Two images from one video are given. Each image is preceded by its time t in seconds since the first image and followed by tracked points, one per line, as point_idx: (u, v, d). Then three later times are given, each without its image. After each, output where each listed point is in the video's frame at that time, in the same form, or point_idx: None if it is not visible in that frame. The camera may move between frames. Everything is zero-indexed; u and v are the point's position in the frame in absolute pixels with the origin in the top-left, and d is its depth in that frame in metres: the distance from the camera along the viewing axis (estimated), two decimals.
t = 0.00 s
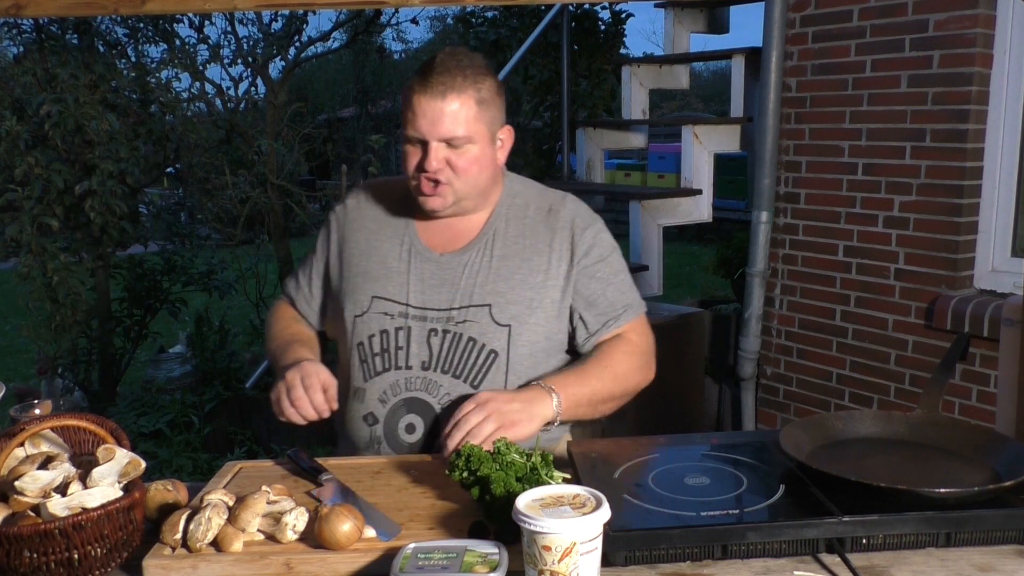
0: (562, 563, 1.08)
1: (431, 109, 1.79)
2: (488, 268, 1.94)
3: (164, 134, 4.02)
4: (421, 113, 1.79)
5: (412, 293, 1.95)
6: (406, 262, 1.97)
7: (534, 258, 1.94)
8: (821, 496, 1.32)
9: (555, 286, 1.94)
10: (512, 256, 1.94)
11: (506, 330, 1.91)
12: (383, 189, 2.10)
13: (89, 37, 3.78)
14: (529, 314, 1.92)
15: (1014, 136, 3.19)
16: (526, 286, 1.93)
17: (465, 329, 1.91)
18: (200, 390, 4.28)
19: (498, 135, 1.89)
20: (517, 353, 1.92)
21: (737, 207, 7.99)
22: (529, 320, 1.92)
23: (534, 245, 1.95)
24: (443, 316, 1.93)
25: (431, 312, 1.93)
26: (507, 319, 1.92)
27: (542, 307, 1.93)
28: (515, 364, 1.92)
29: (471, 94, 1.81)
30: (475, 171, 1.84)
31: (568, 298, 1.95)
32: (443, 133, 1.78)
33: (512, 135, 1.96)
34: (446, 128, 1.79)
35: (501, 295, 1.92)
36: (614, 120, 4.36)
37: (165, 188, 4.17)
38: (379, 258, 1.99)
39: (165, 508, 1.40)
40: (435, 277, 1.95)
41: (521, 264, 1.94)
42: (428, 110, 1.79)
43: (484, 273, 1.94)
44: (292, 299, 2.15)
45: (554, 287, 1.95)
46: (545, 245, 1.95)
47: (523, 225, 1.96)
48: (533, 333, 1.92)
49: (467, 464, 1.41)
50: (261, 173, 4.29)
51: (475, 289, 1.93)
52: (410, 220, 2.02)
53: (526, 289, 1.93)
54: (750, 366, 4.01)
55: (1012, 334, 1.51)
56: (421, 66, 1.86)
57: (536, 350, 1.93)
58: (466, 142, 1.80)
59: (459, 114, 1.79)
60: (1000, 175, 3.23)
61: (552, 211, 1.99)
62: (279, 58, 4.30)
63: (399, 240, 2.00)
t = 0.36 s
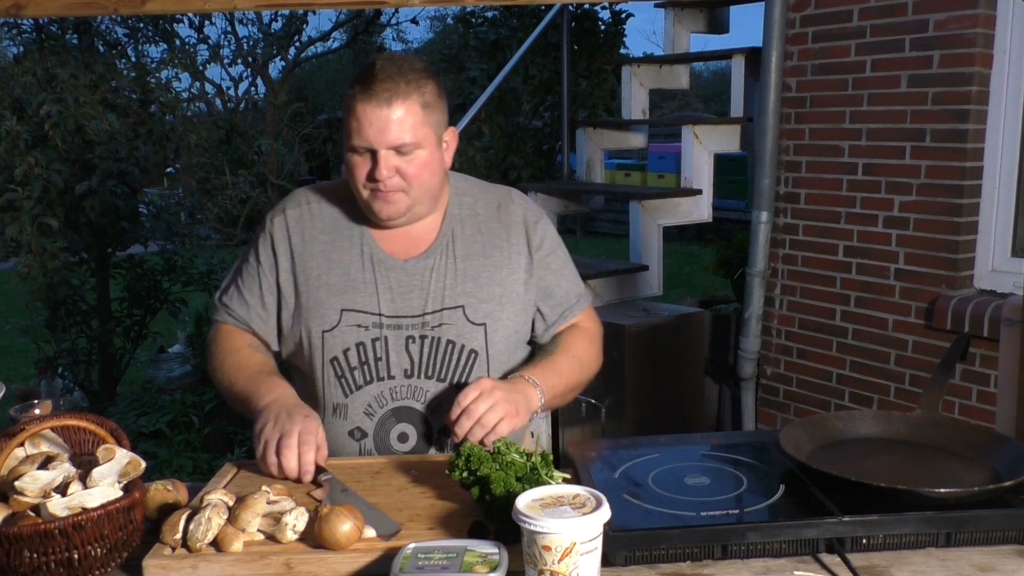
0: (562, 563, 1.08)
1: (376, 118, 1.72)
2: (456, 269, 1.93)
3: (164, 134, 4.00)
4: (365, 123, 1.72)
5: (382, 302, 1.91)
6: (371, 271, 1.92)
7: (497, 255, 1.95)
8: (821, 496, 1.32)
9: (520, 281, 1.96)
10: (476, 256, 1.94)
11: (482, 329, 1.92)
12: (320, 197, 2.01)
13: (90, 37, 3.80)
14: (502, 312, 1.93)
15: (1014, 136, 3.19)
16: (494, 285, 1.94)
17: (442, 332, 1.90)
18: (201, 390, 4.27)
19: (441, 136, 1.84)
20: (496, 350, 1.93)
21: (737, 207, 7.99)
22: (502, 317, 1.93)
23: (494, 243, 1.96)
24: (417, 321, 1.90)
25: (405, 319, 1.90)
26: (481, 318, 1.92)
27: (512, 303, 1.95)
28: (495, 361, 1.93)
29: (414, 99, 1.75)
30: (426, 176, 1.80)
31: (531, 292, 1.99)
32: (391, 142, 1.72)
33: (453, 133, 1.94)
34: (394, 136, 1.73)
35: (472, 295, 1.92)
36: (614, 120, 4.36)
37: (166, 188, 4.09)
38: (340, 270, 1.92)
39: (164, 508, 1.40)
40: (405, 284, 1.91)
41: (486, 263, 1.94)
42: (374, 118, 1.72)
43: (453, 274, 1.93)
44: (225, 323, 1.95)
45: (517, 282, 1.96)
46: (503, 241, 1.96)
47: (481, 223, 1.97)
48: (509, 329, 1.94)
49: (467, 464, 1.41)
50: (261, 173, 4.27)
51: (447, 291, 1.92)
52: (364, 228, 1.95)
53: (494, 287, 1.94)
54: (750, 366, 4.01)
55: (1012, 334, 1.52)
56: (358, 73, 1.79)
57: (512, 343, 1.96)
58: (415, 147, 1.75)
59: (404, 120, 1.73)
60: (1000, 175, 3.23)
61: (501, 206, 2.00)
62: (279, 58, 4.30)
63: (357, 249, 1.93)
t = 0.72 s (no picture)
0: (562, 564, 1.08)
1: (355, 115, 1.73)
2: (438, 266, 1.91)
3: (164, 134, 4.00)
4: (346, 121, 1.73)
5: (367, 302, 1.92)
6: (356, 271, 1.93)
7: (479, 249, 1.93)
8: (821, 496, 1.32)
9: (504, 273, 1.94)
10: (460, 250, 1.92)
11: (465, 324, 1.91)
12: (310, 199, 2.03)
13: (90, 37, 3.81)
14: (485, 306, 1.92)
15: (1014, 136, 3.18)
16: (477, 279, 1.92)
17: (426, 330, 1.91)
18: (201, 390, 4.28)
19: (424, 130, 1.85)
20: (480, 345, 1.92)
21: (737, 207, 7.99)
22: (486, 311, 1.92)
23: (477, 236, 1.93)
24: (401, 320, 1.91)
25: (389, 318, 1.91)
26: (463, 313, 1.91)
27: (495, 297, 1.93)
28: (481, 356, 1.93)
29: (393, 94, 1.75)
30: (412, 170, 1.80)
31: (516, 282, 1.94)
32: (373, 138, 1.73)
33: (436, 128, 1.94)
34: (375, 132, 1.73)
35: (455, 291, 1.91)
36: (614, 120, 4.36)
37: (165, 188, 4.10)
38: (326, 271, 1.94)
39: (164, 508, 1.40)
40: (388, 283, 1.91)
41: (468, 258, 1.92)
42: (354, 117, 1.73)
43: (435, 270, 1.91)
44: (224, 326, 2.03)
45: (501, 275, 1.94)
46: (487, 233, 1.94)
47: (465, 216, 1.94)
48: (493, 323, 1.93)
49: (467, 464, 1.41)
50: (261, 173, 4.24)
51: (429, 288, 1.91)
52: (351, 228, 1.96)
53: (477, 281, 1.92)
54: (750, 366, 4.02)
55: (1012, 334, 1.50)
56: (335, 74, 1.79)
57: (498, 336, 1.94)
58: (397, 142, 1.76)
59: (385, 115, 1.74)
60: (999, 175, 3.23)
61: (488, 197, 1.97)
62: (279, 58, 4.29)
63: (342, 250, 1.94)
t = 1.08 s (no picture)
0: (562, 563, 1.08)
1: (376, 113, 1.73)
2: (421, 270, 1.86)
3: (164, 134, 4.00)
4: (368, 118, 1.74)
5: (364, 301, 1.95)
6: (358, 269, 1.97)
7: (461, 254, 1.84)
8: (821, 496, 1.32)
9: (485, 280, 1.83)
10: (444, 255, 1.85)
11: (440, 332, 1.85)
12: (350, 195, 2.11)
13: (90, 38, 3.82)
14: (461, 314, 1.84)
15: (1014, 136, 3.19)
16: (455, 286, 1.83)
17: (408, 335, 1.88)
18: (201, 390, 4.28)
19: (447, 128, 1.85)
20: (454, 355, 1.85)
21: (737, 207, 7.99)
22: (462, 320, 1.84)
23: (463, 240, 1.85)
24: (390, 322, 1.91)
25: (380, 319, 1.92)
26: (438, 320, 1.84)
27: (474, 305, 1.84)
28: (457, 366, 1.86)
29: (415, 92, 1.75)
30: (432, 169, 1.81)
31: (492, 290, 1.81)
32: (394, 136, 1.74)
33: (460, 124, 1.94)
34: (396, 129, 1.74)
35: (432, 298, 1.84)
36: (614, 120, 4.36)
37: (166, 188, 4.09)
38: (336, 268, 2.00)
39: (164, 508, 1.40)
40: (383, 283, 1.92)
41: (450, 262, 1.84)
42: (375, 113, 1.73)
43: (418, 275, 1.87)
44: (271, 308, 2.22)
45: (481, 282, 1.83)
46: (472, 237, 1.84)
47: (460, 218, 1.87)
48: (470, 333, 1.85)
49: (467, 464, 1.41)
50: (261, 173, 4.24)
51: (410, 292, 1.87)
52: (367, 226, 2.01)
53: (455, 287, 1.83)
54: (750, 366, 4.01)
55: (1012, 333, 1.50)
56: (359, 69, 1.80)
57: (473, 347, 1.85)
58: (418, 140, 1.76)
59: (407, 112, 1.74)
60: (999, 175, 3.23)
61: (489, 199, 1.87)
62: (279, 59, 4.28)
63: (353, 248, 2.00)
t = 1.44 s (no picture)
0: (562, 564, 1.08)
1: (381, 115, 1.73)
2: (422, 273, 1.87)
3: (164, 134, 4.00)
4: (374, 120, 1.74)
5: (366, 300, 1.96)
6: (364, 268, 1.99)
7: (462, 259, 1.83)
8: (821, 496, 1.32)
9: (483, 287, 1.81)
10: (446, 259, 1.85)
11: (433, 336, 1.84)
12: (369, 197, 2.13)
13: (90, 38, 3.82)
14: (456, 320, 1.82)
15: (1014, 136, 3.19)
16: (453, 290, 1.83)
17: (402, 337, 1.88)
18: (201, 390, 4.28)
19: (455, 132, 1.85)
20: (445, 360, 1.84)
21: (738, 207, 7.99)
22: (455, 326, 1.83)
23: (466, 245, 1.84)
24: (387, 323, 1.92)
25: (379, 319, 1.93)
26: (433, 324, 1.84)
27: (469, 312, 1.82)
28: (446, 373, 1.84)
29: (422, 94, 1.74)
30: (437, 172, 1.81)
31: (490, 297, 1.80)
32: (399, 139, 1.74)
33: (468, 127, 1.94)
34: (403, 132, 1.74)
35: (429, 301, 1.84)
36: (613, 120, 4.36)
37: (165, 189, 4.11)
38: (347, 266, 2.03)
39: (165, 508, 1.40)
40: (385, 284, 1.93)
41: (450, 266, 1.84)
42: (382, 115, 1.73)
43: (418, 278, 1.87)
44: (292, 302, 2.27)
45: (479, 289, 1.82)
46: (475, 242, 1.83)
47: (464, 223, 1.86)
48: (463, 341, 1.83)
49: (467, 466, 1.41)
50: (261, 173, 4.26)
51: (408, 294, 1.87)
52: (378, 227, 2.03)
53: (452, 292, 1.83)
54: (750, 366, 4.02)
55: (1012, 333, 1.50)
56: (368, 70, 1.80)
57: (465, 355, 1.83)
58: (424, 143, 1.76)
59: (414, 115, 1.74)
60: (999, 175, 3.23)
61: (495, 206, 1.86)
62: (279, 58, 4.28)
63: (363, 247, 2.02)
